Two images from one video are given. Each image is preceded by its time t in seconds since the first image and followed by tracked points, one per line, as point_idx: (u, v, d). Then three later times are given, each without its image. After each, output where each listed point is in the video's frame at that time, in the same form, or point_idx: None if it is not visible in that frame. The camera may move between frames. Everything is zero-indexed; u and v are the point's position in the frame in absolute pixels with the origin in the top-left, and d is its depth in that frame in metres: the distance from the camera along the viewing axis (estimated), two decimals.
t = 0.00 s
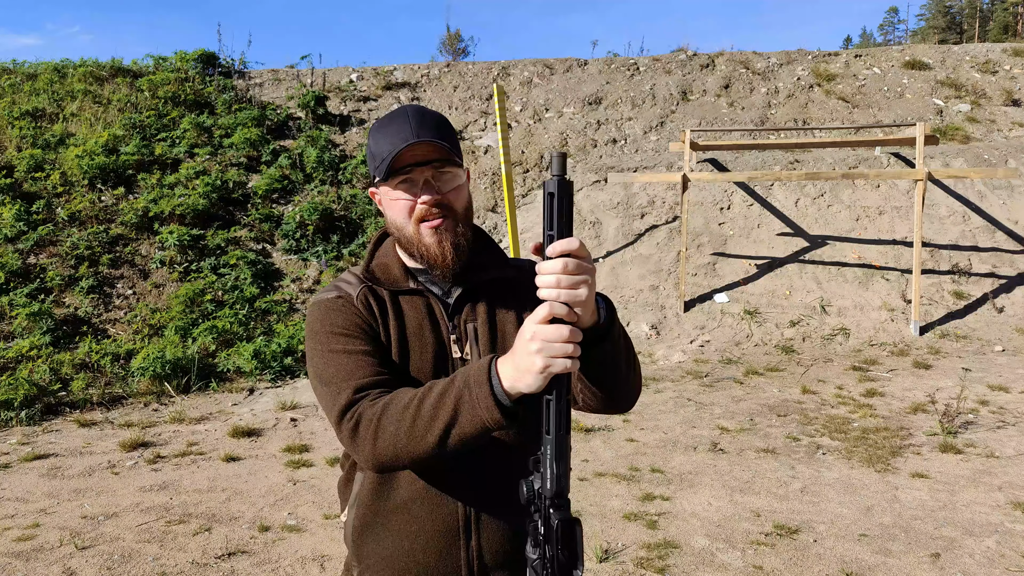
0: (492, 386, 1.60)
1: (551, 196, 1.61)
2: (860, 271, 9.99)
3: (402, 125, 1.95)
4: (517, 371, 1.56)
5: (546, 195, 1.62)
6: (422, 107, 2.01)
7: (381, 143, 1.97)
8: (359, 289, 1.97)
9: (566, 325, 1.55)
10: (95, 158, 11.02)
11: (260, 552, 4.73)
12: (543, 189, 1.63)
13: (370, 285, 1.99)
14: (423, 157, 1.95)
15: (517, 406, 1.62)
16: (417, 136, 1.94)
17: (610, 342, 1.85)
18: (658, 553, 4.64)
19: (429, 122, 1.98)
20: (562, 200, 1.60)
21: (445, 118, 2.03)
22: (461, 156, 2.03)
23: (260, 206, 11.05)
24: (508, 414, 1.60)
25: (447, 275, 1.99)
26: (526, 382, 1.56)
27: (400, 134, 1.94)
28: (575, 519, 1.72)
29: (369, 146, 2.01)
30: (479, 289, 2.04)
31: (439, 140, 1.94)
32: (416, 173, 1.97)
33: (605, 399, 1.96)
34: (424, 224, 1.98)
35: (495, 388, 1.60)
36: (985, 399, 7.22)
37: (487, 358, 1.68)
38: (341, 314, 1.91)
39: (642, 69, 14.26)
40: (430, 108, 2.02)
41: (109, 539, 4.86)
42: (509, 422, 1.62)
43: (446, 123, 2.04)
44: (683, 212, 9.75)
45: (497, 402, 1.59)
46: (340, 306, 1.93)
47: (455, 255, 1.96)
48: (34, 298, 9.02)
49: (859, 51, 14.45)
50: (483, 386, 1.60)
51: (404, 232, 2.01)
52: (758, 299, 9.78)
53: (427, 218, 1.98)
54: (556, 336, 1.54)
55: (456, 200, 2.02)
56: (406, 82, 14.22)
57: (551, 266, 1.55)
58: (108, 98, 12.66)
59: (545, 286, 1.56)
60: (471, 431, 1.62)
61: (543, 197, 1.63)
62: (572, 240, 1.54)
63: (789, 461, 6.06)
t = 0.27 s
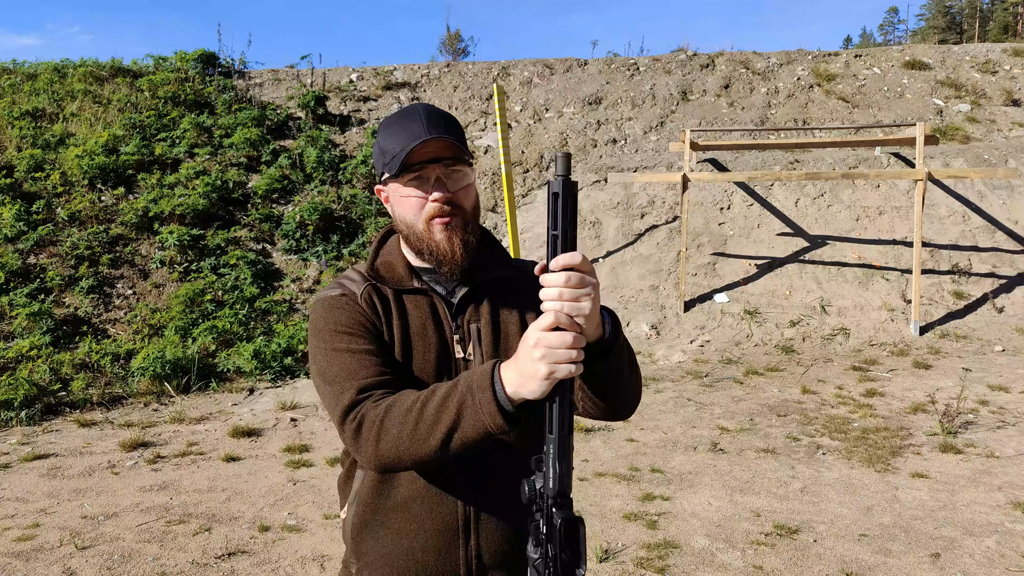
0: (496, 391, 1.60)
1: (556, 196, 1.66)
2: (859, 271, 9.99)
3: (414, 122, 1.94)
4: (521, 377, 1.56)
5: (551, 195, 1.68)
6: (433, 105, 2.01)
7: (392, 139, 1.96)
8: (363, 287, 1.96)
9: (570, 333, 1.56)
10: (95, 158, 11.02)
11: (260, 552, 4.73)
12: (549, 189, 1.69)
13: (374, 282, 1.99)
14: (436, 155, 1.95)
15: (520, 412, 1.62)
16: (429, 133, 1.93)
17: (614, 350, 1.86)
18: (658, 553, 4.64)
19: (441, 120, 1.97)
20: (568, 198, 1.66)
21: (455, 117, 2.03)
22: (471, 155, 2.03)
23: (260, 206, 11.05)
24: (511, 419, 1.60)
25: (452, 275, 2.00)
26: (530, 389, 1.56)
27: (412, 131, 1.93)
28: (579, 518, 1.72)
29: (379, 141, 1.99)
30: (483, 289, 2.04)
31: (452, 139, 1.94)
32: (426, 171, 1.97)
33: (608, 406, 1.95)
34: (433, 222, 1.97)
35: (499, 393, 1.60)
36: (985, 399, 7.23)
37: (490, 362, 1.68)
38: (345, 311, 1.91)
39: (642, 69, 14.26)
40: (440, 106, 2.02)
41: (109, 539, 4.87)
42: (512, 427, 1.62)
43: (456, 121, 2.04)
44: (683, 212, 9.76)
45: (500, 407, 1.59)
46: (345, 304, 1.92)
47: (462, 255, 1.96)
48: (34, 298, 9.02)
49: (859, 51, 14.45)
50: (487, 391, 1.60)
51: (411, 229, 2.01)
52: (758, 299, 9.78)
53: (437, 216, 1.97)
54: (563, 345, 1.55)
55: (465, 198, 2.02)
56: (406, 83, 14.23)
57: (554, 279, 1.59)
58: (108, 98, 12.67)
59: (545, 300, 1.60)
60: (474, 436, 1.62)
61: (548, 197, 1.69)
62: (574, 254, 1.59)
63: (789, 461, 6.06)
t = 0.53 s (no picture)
0: (497, 390, 1.60)
1: (558, 196, 1.67)
2: (859, 271, 9.99)
3: (417, 122, 1.94)
4: (522, 376, 1.56)
5: (554, 194, 1.68)
6: (435, 105, 2.01)
7: (395, 140, 1.96)
8: (364, 287, 1.96)
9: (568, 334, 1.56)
10: (95, 158, 11.02)
11: (260, 552, 4.73)
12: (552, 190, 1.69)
13: (374, 283, 1.99)
14: (439, 156, 1.95)
15: (522, 411, 1.62)
16: (433, 134, 1.93)
17: (615, 350, 1.86)
18: (658, 553, 4.64)
19: (445, 121, 1.98)
20: (571, 199, 1.66)
21: (457, 117, 2.03)
22: (473, 156, 2.04)
23: (260, 206, 11.05)
24: (513, 419, 1.60)
25: (453, 276, 2.00)
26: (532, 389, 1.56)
27: (416, 132, 1.93)
28: (581, 518, 1.71)
29: (382, 141, 1.99)
30: (483, 290, 2.04)
31: (455, 140, 1.94)
32: (429, 171, 1.97)
33: (607, 407, 1.95)
34: (436, 223, 1.98)
35: (500, 392, 1.59)
36: (985, 399, 7.23)
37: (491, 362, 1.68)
38: (346, 312, 1.91)
39: (642, 69, 14.26)
40: (443, 106, 2.02)
41: (109, 539, 4.87)
42: (513, 426, 1.62)
43: (459, 121, 2.05)
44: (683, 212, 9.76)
45: (502, 407, 1.59)
46: (345, 304, 1.92)
47: (464, 256, 1.97)
48: (34, 298, 9.02)
49: (860, 51, 14.45)
50: (488, 391, 1.59)
51: (413, 229, 2.01)
52: (758, 299, 9.78)
53: (439, 216, 1.98)
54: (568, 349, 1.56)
55: (467, 199, 2.02)
56: (406, 83, 14.23)
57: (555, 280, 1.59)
58: (109, 98, 12.67)
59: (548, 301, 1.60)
60: (475, 435, 1.62)
61: (551, 197, 1.69)
62: (575, 256, 1.59)
63: (789, 461, 6.06)
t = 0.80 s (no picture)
0: (499, 389, 1.60)
1: (564, 196, 1.67)
2: (859, 271, 9.99)
3: (417, 122, 1.94)
4: (524, 375, 1.56)
5: (560, 194, 1.68)
6: (435, 104, 2.01)
7: (394, 140, 1.96)
8: (363, 288, 1.96)
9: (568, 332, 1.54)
10: (95, 158, 11.02)
11: (260, 552, 4.73)
12: (558, 190, 1.69)
13: (374, 283, 1.98)
14: (439, 155, 1.95)
15: (524, 410, 1.63)
16: (433, 134, 1.93)
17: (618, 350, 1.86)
18: (658, 553, 4.64)
19: (444, 121, 1.98)
20: (576, 200, 1.67)
21: (457, 116, 2.04)
22: (473, 156, 2.04)
23: (259, 206, 11.05)
24: (515, 417, 1.60)
25: (453, 276, 2.00)
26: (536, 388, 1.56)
27: (416, 132, 1.93)
28: (586, 520, 1.70)
29: (381, 140, 1.99)
30: (483, 290, 2.04)
31: (455, 140, 1.95)
32: (429, 171, 1.97)
33: (609, 406, 1.95)
34: (435, 223, 1.98)
35: (502, 391, 1.60)
36: (985, 399, 7.22)
37: (492, 361, 1.68)
38: (346, 313, 1.90)
39: (642, 69, 14.26)
40: (443, 105, 2.02)
41: (109, 539, 4.87)
42: (515, 425, 1.62)
43: (458, 121, 2.05)
44: (683, 212, 9.75)
45: (505, 406, 1.59)
46: (345, 305, 1.92)
47: (464, 256, 1.97)
48: (34, 298, 9.02)
49: (860, 51, 14.45)
50: (492, 390, 1.60)
51: (413, 229, 2.01)
52: (758, 299, 9.78)
53: (439, 217, 1.98)
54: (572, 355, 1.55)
55: (467, 199, 2.03)
56: (406, 83, 14.23)
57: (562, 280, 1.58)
58: (108, 98, 12.66)
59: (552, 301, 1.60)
60: (479, 434, 1.62)
61: (557, 197, 1.69)
62: (582, 256, 1.59)
63: (789, 461, 6.06)
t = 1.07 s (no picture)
0: (499, 390, 1.60)
1: (565, 197, 1.68)
2: (860, 271, 9.98)
3: (417, 122, 1.94)
4: (523, 376, 1.57)
5: (561, 194, 1.69)
6: (436, 105, 2.01)
7: (394, 139, 1.96)
8: (363, 288, 1.96)
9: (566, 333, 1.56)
10: (95, 158, 11.02)
11: (260, 552, 4.73)
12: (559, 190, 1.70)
13: (374, 284, 1.99)
14: (440, 155, 1.95)
15: (525, 411, 1.63)
16: (433, 134, 1.93)
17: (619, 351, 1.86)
18: (658, 553, 4.64)
19: (445, 121, 1.98)
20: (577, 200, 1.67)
21: (458, 116, 2.04)
22: (474, 156, 2.04)
23: (259, 206, 11.05)
24: (516, 418, 1.61)
25: (453, 276, 2.00)
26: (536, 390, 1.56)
27: (416, 131, 1.93)
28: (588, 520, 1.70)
29: (382, 140, 2.00)
30: (483, 290, 2.04)
31: (456, 139, 1.95)
32: (430, 171, 1.97)
33: (609, 406, 1.95)
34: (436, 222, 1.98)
35: (503, 391, 1.60)
36: (985, 399, 7.22)
37: (492, 363, 1.68)
38: (346, 314, 1.90)
39: (642, 69, 14.26)
40: (443, 106, 2.02)
41: (109, 539, 4.87)
42: (516, 426, 1.63)
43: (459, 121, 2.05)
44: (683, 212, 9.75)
45: (506, 407, 1.59)
46: (345, 305, 1.92)
47: (465, 256, 1.97)
48: (34, 298, 9.03)
49: (860, 51, 14.45)
50: (492, 391, 1.60)
51: (413, 228, 2.01)
52: (758, 299, 9.78)
53: (440, 216, 1.98)
54: (572, 355, 1.55)
55: (467, 199, 2.03)
56: (406, 83, 14.23)
57: (561, 281, 1.61)
58: (109, 98, 12.67)
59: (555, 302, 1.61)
60: (480, 435, 1.63)
61: (557, 198, 1.70)
62: (583, 256, 1.62)
63: (789, 461, 6.06)
